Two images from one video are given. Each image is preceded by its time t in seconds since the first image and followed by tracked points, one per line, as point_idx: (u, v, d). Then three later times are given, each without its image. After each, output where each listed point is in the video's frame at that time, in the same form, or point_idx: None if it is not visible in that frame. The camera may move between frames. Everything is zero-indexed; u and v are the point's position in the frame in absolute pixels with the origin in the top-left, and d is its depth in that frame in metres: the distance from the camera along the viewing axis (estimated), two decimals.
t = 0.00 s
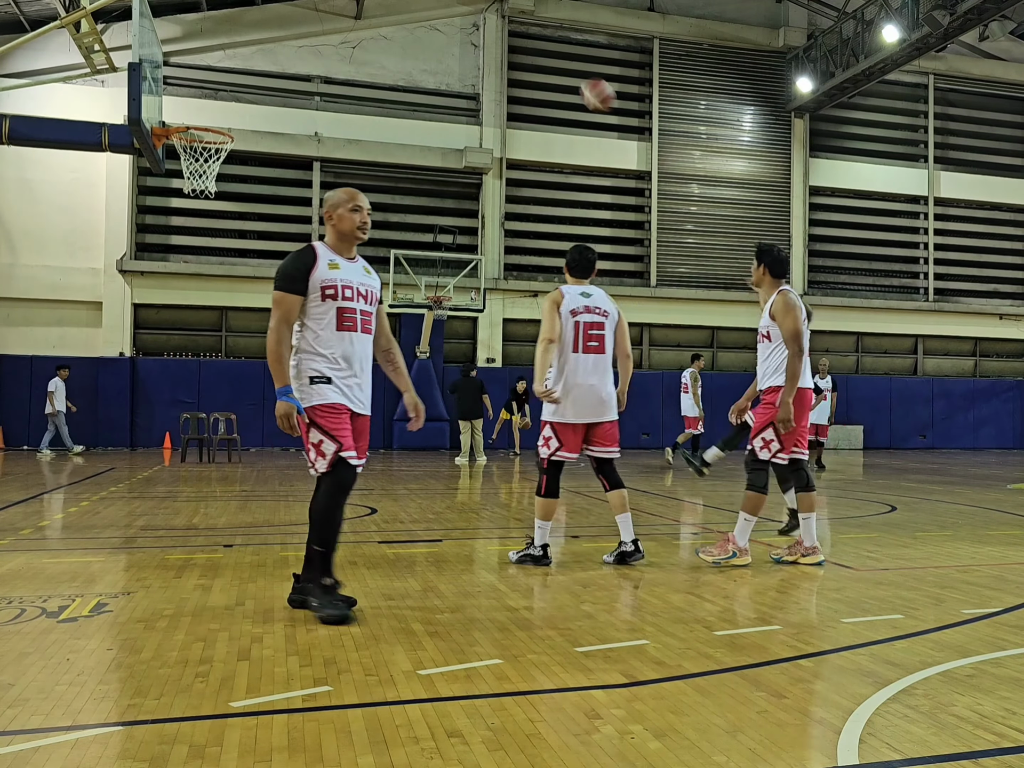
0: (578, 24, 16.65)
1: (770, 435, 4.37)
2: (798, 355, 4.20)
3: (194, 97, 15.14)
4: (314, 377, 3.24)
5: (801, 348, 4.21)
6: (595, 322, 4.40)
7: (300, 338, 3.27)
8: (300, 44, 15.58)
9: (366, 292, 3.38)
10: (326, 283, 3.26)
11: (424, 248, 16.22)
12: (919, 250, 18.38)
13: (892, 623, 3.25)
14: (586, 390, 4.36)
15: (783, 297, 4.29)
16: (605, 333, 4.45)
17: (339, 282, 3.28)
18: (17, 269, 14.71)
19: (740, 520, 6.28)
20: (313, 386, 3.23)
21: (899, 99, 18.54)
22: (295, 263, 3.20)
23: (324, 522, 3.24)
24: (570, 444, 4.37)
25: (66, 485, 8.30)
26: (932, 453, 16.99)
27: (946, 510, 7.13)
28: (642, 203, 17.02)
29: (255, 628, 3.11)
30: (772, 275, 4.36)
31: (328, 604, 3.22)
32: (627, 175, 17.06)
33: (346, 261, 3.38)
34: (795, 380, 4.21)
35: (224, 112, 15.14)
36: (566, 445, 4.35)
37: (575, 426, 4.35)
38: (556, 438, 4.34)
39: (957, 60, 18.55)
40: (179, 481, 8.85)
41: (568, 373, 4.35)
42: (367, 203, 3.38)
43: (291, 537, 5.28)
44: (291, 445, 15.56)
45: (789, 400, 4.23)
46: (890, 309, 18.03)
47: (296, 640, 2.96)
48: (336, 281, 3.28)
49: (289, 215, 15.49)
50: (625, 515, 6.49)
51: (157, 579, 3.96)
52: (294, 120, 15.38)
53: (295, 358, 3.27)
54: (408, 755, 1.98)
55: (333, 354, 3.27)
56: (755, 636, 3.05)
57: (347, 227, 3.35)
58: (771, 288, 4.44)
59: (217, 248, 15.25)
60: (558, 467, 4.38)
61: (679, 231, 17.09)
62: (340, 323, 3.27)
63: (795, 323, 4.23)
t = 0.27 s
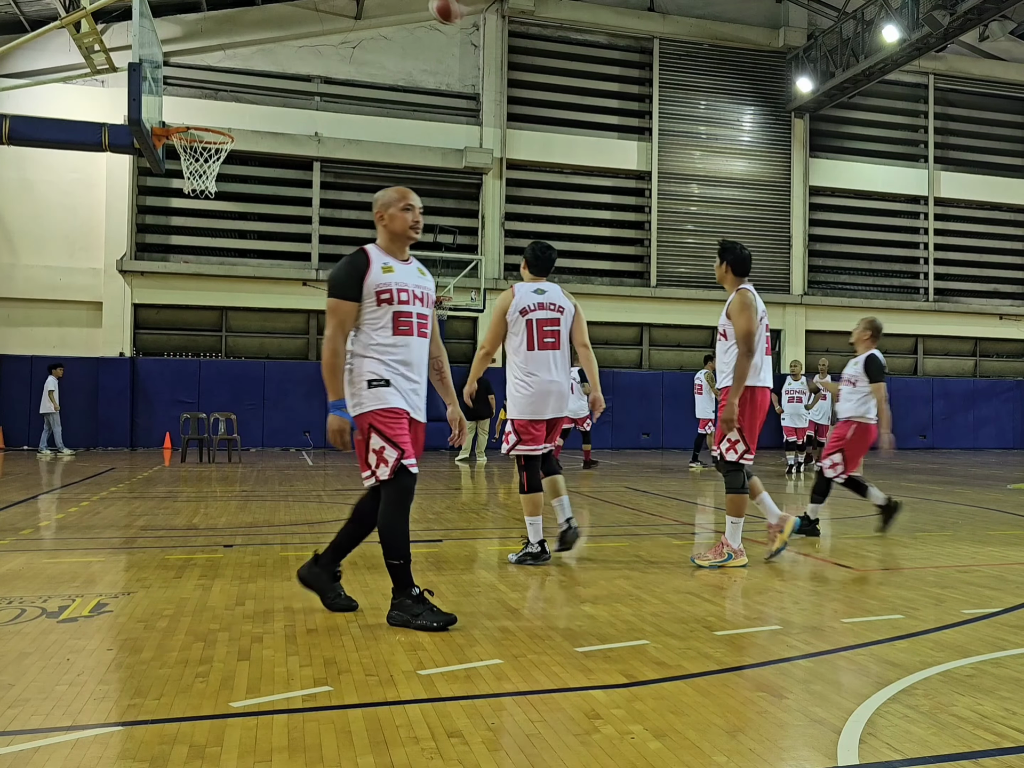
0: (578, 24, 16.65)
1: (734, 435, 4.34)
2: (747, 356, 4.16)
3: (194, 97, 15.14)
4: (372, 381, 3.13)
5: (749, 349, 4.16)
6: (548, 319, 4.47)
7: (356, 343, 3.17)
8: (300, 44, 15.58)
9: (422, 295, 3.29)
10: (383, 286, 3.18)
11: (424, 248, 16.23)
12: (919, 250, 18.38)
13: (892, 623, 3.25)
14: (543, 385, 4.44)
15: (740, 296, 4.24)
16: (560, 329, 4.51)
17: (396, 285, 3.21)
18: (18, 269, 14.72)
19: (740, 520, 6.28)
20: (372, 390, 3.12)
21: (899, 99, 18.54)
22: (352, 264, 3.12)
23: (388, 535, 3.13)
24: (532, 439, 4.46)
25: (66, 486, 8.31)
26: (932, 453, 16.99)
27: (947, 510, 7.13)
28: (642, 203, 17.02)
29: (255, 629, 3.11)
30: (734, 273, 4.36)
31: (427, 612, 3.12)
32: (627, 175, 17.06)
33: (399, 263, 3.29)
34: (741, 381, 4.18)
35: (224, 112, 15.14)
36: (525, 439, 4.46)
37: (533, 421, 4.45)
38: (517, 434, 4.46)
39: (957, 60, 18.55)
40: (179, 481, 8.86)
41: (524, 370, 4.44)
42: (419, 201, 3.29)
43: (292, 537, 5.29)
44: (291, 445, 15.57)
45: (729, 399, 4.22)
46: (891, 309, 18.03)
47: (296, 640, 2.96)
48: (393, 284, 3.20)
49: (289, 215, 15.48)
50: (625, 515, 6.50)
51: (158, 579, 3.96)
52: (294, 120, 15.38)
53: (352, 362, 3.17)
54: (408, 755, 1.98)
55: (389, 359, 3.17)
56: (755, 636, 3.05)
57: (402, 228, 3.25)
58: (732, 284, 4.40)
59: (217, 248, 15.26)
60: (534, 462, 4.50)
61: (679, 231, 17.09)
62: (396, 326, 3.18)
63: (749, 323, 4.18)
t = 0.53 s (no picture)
0: (578, 24, 16.65)
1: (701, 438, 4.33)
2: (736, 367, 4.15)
3: (194, 97, 15.14)
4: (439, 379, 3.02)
5: (693, 348, 4.19)
6: (514, 327, 4.49)
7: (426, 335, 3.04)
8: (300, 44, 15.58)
9: (489, 288, 3.19)
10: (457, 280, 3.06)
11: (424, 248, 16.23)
12: (919, 249, 18.37)
13: (892, 623, 3.25)
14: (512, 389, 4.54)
15: (693, 295, 4.24)
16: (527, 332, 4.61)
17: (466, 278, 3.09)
18: (17, 269, 14.72)
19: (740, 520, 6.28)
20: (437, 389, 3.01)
21: (899, 99, 18.54)
22: (431, 255, 2.96)
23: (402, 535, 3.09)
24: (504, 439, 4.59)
25: (66, 485, 8.31)
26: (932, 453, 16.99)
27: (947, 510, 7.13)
28: (642, 203, 17.02)
29: (255, 629, 3.11)
30: (695, 275, 4.34)
31: (427, 612, 3.12)
32: (627, 175, 17.06)
33: (467, 255, 3.18)
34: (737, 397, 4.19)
35: (224, 112, 15.14)
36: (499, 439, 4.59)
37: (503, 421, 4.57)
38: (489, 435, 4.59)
39: (957, 60, 18.54)
40: (179, 481, 8.86)
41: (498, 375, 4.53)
42: (487, 192, 3.19)
43: (292, 537, 5.29)
44: (291, 445, 15.57)
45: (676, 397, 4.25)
46: (890, 309, 18.03)
47: (296, 640, 2.97)
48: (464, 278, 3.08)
49: (289, 215, 15.49)
50: (625, 515, 6.50)
51: (158, 579, 3.96)
52: (294, 120, 15.38)
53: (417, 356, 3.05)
54: (408, 755, 1.98)
55: (458, 355, 3.07)
56: (755, 636, 3.05)
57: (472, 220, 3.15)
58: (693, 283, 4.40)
59: (217, 248, 15.26)
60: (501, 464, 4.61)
61: (679, 232, 17.09)
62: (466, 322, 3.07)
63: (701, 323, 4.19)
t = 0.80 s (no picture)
0: (578, 24, 16.65)
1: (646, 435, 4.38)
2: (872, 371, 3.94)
3: (194, 97, 15.14)
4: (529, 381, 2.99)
5: (659, 348, 4.13)
6: (483, 325, 5.05)
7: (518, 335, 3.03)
8: (300, 44, 15.58)
9: (580, 291, 3.17)
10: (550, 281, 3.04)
11: (424, 248, 16.22)
12: (919, 249, 18.38)
13: (892, 623, 3.25)
14: (467, 383, 4.87)
15: (655, 295, 4.25)
16: (493, 335, 5.09)
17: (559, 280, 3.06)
18: (17, 269, 14.72)
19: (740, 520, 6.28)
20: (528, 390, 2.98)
21: (899, 99, 18.53)
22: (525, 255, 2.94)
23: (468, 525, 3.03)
24: (451, 433, 4.89)
25: (66, 485, 8.31)
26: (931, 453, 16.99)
27: (946, 510, 7.13)
28: (642, 203, 17.02)
29: (255, 629, 3.11)
30: (656, 274, 4.35)
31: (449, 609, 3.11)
32: (627, 176, 17.07)
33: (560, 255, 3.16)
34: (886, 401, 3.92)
35: (224, 112, 15.14)
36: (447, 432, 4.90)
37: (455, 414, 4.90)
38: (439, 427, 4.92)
39: (957, 60, 18.54)
40: (179, 481, 8.86)
41: (454, 370, 4.89)
42: (577, 194, 3.15)
43: (291, 537, 5.29)
44: (291, 445, 15.56)
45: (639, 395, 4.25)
46: (890, 309, 18.03)
47: (296, 640, 2.97)
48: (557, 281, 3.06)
49: (289, 215, 15.48)
50: (625, 516, 6.50)
51: (158, 579, 3.96)
52: (294, 120, 15.38)
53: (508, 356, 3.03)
54: (409, 755, 1.98)
55: (546, 356, 3.05)
56: (754, 636, 3.05)
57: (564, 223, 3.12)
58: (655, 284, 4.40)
59: (217, 248, 15.25)
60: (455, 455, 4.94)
61: (679, 232, 17.09)
62: (560, 323, 3.04)
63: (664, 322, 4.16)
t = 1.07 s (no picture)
0: (578, 24, 16.64)
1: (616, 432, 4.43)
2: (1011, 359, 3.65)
3: (194, 97, 15.14)
4: (610, 374, 3.00)
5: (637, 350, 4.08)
6: (442, 336, 4.95)
7: (590, 332, 3.05)
8: (300, 44, 15.58)
9: (644, 283, 3.22)
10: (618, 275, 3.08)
11: (424, 248, 16.23)
12: (919, 250, 18.38)
13: (892, 623, 3.25)
14: (431, 395, 4.88)
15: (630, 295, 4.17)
16: (451, 344, 5.01)
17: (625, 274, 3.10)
18: (17, 269, 14.72)
19: (741, 520, 6.28)
20: (610, 383, 2.99)
21: (899, 99, 18.53)
22: (593, 249, 2.96)
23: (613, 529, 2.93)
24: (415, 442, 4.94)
25: (66, 485, 8.32)
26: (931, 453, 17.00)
27: (946, 510, 7.14)
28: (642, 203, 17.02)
29: (255, 629, 3.11)
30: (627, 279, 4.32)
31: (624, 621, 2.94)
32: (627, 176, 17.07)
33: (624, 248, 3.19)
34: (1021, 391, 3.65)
35: (224, 112, 15.14)
36: (408, 442, 4.91)
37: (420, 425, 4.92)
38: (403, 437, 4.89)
39: (957, 60, 18.54)
40: (179, 481, 8.86)
41: (416, 382, 4.87)
42: (640, 187, 3.33)
43: (291, 537, 5.29)
44: (291, 445, 15.56)
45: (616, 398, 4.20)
46: (890, 309, 18.04)
47: (296, 640, 2.97)
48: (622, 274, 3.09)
49: (289, 215, 15.48)
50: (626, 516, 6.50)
51: (157, 579, 3.96)
52: (294, 120, 15.38)
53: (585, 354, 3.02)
54: (409, 755, 1.98)
55: (618, 350, 3.06)
56: (754, 636, 3.05)
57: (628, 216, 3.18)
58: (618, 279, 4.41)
59: (217, 248, 15.26)
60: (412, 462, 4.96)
61: (679, 232, 17.10)
62: (632, 316, 3.07)
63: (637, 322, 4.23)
